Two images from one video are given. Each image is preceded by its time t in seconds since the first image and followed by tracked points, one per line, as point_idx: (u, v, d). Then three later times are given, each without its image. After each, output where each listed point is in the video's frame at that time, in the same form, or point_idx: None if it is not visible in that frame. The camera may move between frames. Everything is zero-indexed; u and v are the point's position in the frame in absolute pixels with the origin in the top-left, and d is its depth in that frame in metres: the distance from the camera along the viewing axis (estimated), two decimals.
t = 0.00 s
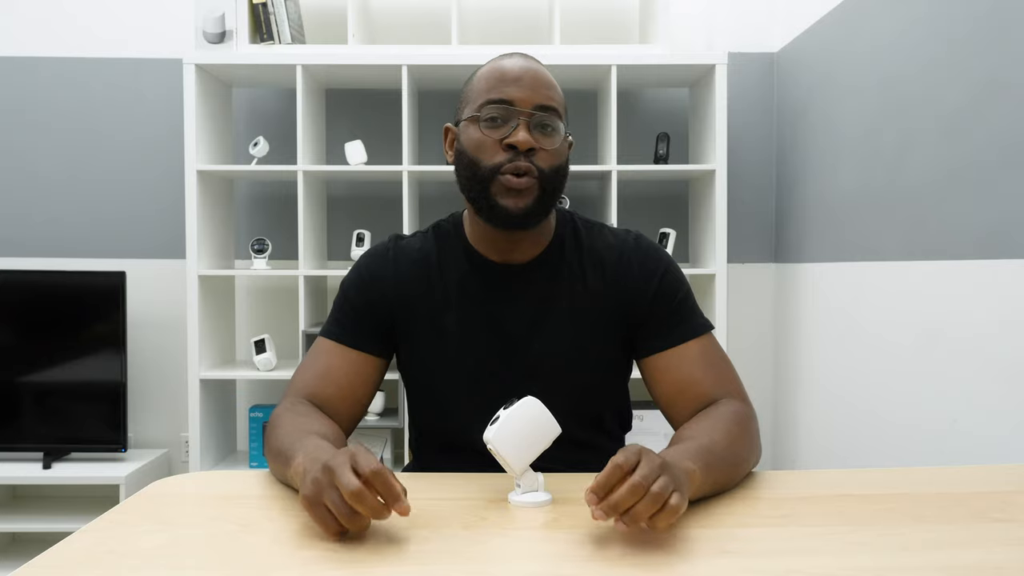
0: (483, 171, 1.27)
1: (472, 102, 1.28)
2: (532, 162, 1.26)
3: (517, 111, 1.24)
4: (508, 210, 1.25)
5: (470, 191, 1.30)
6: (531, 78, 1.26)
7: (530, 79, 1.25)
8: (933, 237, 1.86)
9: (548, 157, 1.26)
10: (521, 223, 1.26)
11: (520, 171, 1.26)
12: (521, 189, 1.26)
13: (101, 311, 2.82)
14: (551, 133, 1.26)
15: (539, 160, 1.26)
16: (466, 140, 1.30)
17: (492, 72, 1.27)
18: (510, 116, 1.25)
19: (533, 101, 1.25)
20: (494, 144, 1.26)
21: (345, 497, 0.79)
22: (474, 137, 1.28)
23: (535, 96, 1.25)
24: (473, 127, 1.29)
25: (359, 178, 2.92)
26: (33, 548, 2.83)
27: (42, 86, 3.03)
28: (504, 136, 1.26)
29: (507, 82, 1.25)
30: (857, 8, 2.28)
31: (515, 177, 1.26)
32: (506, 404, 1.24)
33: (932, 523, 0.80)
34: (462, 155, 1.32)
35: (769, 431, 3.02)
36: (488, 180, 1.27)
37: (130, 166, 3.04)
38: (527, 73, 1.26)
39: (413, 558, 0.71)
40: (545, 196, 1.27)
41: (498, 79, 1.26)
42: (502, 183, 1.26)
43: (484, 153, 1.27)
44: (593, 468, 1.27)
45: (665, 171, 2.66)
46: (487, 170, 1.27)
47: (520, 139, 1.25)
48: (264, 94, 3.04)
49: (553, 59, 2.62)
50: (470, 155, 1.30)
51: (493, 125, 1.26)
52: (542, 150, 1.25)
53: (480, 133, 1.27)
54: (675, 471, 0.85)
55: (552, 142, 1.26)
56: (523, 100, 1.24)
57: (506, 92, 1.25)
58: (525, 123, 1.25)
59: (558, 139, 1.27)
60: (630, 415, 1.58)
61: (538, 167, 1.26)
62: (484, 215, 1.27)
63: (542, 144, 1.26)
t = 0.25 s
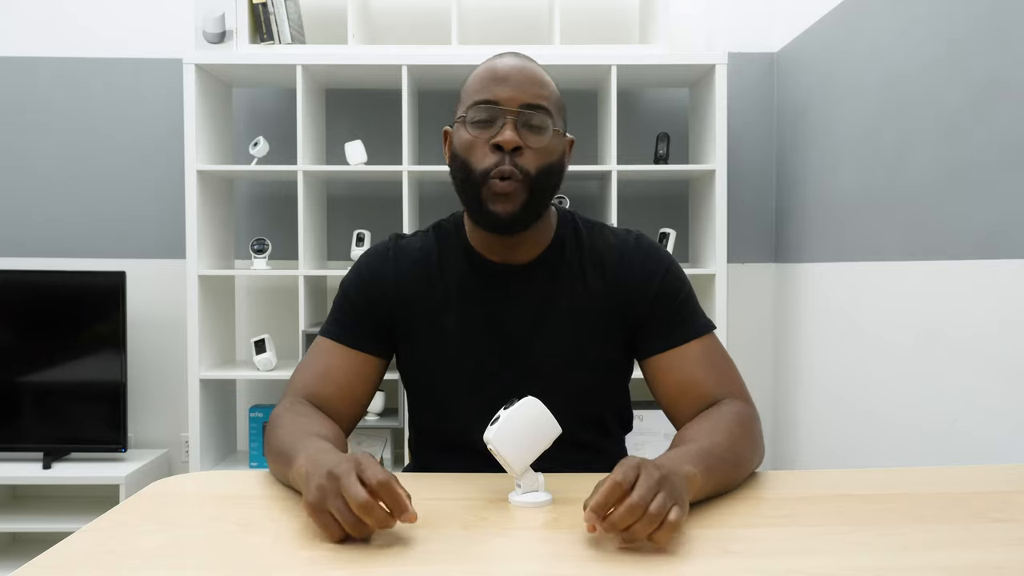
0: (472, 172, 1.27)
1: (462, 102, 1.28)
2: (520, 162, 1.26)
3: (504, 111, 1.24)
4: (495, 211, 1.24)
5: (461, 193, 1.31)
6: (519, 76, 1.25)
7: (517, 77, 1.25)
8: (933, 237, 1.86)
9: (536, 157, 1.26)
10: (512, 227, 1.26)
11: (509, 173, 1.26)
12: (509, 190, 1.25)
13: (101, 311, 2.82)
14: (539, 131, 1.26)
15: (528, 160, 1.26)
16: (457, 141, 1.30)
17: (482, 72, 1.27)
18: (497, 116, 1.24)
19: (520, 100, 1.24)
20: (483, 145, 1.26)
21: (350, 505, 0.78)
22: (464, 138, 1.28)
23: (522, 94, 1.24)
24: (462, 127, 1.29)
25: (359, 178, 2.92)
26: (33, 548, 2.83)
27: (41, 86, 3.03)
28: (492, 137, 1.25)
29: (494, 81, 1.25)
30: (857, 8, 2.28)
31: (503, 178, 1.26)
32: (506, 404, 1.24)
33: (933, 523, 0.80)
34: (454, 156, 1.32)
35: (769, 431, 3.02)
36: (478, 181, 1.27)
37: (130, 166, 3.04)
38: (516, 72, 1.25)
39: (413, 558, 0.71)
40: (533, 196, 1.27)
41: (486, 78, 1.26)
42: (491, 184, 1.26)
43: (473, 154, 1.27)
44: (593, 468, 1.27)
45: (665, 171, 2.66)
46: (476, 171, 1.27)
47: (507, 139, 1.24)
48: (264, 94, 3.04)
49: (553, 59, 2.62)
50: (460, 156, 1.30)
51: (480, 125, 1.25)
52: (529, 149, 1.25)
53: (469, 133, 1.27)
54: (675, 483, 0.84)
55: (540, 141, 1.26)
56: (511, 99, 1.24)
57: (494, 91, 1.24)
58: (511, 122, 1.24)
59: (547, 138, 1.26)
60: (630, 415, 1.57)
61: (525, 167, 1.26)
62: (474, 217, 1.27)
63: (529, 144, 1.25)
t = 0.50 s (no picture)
0: (461, 178, 1.28)
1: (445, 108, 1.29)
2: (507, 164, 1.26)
3: (488, 114, 1.25)
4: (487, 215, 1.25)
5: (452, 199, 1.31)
6: (501, 77, 1.25)
7: (499, 79, 1.25)
8: (933, 238, 1.86)
9: (522, 158, 1.27)
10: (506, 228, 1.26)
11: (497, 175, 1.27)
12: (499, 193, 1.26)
13: (101, 311, 2.82)
14: (524, 132, 1.27)
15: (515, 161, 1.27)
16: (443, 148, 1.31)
17: (463, 76, 1.27)
18: (480, 120, 1.26)
19: (503, 102, 1.25)
20: (468, 150, 1.27)
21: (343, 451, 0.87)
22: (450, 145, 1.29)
23: (505, 96, 1.25)
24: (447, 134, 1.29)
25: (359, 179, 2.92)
26: (33, 548, 2.83)
27: (41, 86, 3.03)
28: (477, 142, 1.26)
29: (475, 85, 1.25)
30: (857, 8, 2.28)
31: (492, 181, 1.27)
32: (506, 404, 1.24)
33: (932, 523, 0.80)
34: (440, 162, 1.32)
35: (769, 431, 3.02)
36: (467, 185, 1.28)
37: (130, 166, 3.04)
38: (498, 73, 1.26)
39: (413, 558, 0.71)
40: (523, 196, 1.28)
41: (468, 82, 1.26)
42: (480, 188, 1.27)
43: (459, 159, 1.28)
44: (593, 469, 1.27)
45: (665, 171, 2.66)
46: (464, 176, 1.28)
47: (491, 142, 1.25)
48: (264, 94, 3.04)
49: (553, 59, 2.62)
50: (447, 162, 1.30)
51: (465, 130, 1.26)
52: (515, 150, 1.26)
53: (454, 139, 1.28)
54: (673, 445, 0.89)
55: (526, 142, 1.27)
56: (494, 103, 1.25)
57: (476, 95, 1.25)
58: (496, 125, 1.25)
59: (532, 137, 1.28)
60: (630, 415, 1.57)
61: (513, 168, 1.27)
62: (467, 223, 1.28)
63: (515, 145, 1.26)
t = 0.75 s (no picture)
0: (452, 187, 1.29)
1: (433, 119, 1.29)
2: (498, 170, 1.27)
3: (476, 122, 1.25)
4: (480, 223, 1.25)
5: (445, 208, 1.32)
6: (487, 84, 1.25)
7: (485, 86, 1.25)
8: (933, 238, 1.86)
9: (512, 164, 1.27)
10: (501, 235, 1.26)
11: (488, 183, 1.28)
12: (493, 199, 1.26)
13: (101, 311, 2.82)
14: (513, 137, 1.27)
15: (505, 167, 1.27)
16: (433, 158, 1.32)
17: (448, 85, 1.27)
18: (469, 129, 1.26)
19: (489, 109, 1.25)
20: (457, 160, 1.27)
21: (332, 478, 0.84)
22: (440, 154, 1.30)
23: (491, 103, 1.25)
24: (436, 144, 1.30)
25: (359, 179, 2.92)
26: (33, 548, 2.83)
27: (41, 86, 3.03)
28: (466, 150, 1.27)
29: (459, 93, 1.25)
30: (857, 7, 2.28)
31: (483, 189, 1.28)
32: (505, 404, 1.24)
33: (933, 523, 0.80)
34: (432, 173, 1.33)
35: (769, 431, 3.02)
36: (459, 194, 1.28)
37: (131, 166, 3.04)
38: (482, 80, 1.26)
39: (413, 558, 0.71)
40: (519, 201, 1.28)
41: (453, 91, 1.26)
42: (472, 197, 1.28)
43: (450, 169, 1.28)
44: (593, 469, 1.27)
45: (665, 171, 2.66)
46: (457, 185, 1.29)
47: (480, 151, 1.26)
48: (264, 94, 3.04)
49: (553, 59, 2.62)
50: (439, 172, 1.31)
51: (454, 140, 1.27)
52: (506, 157, 1.27)
53: (444, 149, 1.29)
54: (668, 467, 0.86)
55: (515, 147, 1.27)
56: (480, 111, 1.25)
57: (462, 104, 1.25)
58: (484, 134, 1.26)
59: (521, 142, 1.28)
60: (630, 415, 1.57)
61: (505, 174, 1.28)
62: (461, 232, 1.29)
63: (505, 151, 1.27)
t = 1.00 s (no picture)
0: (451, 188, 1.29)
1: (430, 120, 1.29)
2: (497, 171, 1.27)
3: (474, 124, 1.25)
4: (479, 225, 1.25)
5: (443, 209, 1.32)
6: (484, 85, 1.25)
7: (482, 87, 1.24)
8: (933, 238, 1.86)
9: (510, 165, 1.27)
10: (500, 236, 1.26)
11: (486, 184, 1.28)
12: (491, 201, 1.26)
13: (101, 311, 2.82)
14: (511, 138, 1.27)
15: (503, 168, 1.27)
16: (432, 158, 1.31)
17: (445, 85, 1.27)
18: (466, 130, 1.26)
19: (487, 110, 1.24)
20: (455, 162, 1.27)
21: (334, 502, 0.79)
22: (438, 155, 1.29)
23: (489, 104, 1.24)
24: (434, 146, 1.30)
25: (359, 179, 2.92)
26: (33, 548, 2.83)
27: (41, 86, 3.03)
28: (464, 152, 1.27)
29: (456, 94, 1.25)
30: (857, 7, 2.28)
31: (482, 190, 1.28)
32: (505, 404, 1.24)
33: (933, 523, 0.80)
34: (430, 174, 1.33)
35: (769, 431, 3.02)
36: (458, 196, 1.28)
37: (132, 166, 3.04)
38: (480, 80, 1.25)
39: (413, 558, 0.71)
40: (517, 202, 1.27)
41: (450, 91, 1.26)
42: (471, 198, 1.28)
43: (448, 171, 1.28)
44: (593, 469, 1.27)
45: (665, 171, 2.66)
46: (455, 187, 1.29)
47: (478, 153, 1.25)
48: (264, 94, 3.04)
49: (553, 59, 2.62)
50: (437, 173, 1.31)
51: (451, 142, 1.27)
52: (504, 158, 1.27)
53: (442, 150, 1.28)
54: (667, 486, 0.84)
55: (513, 148, 1.27)
56: (477, 112, 1.25)
57: (459, 105, 1.24)
58: (482, 135, 1.26)
59: (519, 142, 1.28)
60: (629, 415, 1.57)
61: (504, 175, 1.27)
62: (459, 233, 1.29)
63: (503, 152, 1.27)
